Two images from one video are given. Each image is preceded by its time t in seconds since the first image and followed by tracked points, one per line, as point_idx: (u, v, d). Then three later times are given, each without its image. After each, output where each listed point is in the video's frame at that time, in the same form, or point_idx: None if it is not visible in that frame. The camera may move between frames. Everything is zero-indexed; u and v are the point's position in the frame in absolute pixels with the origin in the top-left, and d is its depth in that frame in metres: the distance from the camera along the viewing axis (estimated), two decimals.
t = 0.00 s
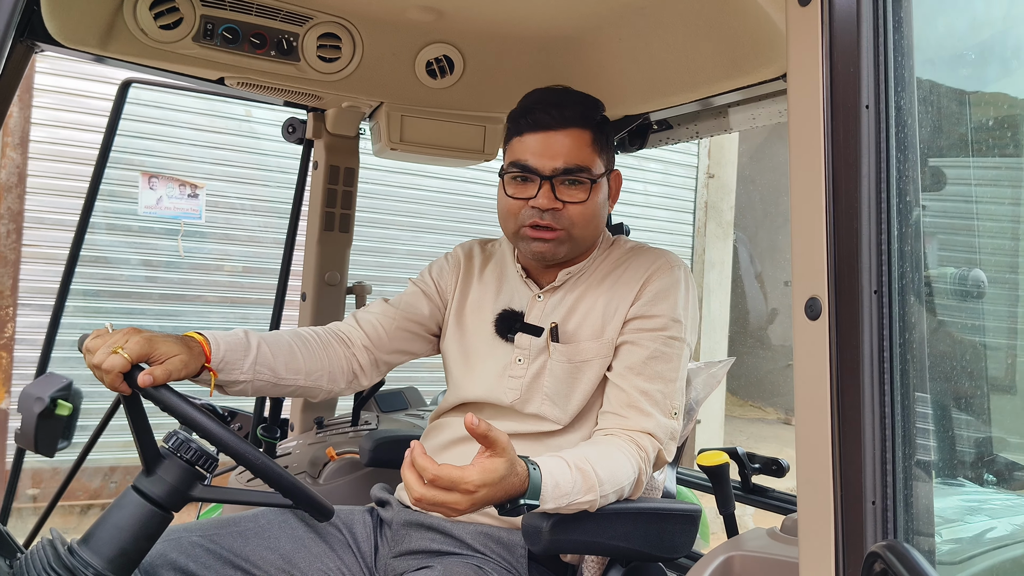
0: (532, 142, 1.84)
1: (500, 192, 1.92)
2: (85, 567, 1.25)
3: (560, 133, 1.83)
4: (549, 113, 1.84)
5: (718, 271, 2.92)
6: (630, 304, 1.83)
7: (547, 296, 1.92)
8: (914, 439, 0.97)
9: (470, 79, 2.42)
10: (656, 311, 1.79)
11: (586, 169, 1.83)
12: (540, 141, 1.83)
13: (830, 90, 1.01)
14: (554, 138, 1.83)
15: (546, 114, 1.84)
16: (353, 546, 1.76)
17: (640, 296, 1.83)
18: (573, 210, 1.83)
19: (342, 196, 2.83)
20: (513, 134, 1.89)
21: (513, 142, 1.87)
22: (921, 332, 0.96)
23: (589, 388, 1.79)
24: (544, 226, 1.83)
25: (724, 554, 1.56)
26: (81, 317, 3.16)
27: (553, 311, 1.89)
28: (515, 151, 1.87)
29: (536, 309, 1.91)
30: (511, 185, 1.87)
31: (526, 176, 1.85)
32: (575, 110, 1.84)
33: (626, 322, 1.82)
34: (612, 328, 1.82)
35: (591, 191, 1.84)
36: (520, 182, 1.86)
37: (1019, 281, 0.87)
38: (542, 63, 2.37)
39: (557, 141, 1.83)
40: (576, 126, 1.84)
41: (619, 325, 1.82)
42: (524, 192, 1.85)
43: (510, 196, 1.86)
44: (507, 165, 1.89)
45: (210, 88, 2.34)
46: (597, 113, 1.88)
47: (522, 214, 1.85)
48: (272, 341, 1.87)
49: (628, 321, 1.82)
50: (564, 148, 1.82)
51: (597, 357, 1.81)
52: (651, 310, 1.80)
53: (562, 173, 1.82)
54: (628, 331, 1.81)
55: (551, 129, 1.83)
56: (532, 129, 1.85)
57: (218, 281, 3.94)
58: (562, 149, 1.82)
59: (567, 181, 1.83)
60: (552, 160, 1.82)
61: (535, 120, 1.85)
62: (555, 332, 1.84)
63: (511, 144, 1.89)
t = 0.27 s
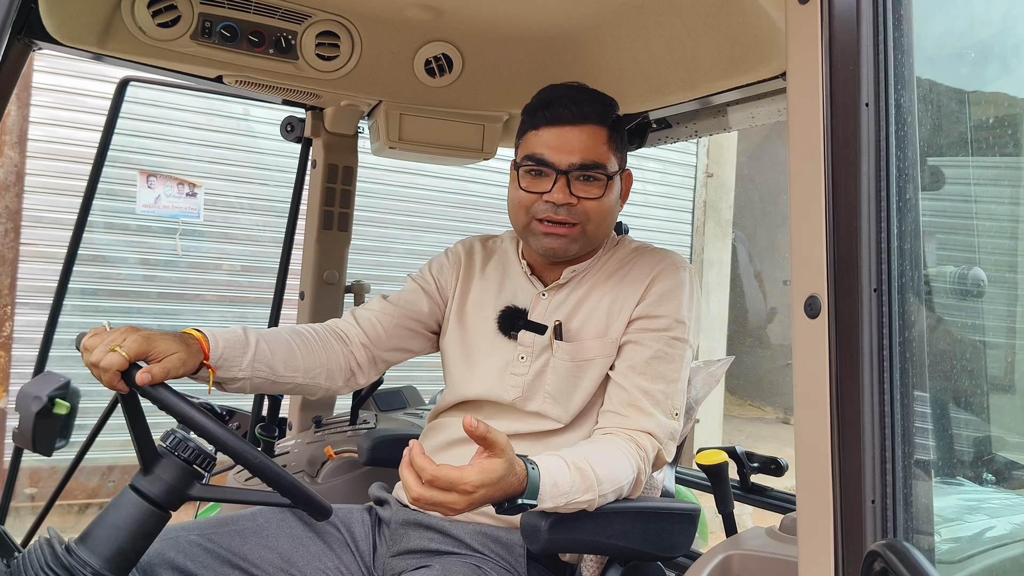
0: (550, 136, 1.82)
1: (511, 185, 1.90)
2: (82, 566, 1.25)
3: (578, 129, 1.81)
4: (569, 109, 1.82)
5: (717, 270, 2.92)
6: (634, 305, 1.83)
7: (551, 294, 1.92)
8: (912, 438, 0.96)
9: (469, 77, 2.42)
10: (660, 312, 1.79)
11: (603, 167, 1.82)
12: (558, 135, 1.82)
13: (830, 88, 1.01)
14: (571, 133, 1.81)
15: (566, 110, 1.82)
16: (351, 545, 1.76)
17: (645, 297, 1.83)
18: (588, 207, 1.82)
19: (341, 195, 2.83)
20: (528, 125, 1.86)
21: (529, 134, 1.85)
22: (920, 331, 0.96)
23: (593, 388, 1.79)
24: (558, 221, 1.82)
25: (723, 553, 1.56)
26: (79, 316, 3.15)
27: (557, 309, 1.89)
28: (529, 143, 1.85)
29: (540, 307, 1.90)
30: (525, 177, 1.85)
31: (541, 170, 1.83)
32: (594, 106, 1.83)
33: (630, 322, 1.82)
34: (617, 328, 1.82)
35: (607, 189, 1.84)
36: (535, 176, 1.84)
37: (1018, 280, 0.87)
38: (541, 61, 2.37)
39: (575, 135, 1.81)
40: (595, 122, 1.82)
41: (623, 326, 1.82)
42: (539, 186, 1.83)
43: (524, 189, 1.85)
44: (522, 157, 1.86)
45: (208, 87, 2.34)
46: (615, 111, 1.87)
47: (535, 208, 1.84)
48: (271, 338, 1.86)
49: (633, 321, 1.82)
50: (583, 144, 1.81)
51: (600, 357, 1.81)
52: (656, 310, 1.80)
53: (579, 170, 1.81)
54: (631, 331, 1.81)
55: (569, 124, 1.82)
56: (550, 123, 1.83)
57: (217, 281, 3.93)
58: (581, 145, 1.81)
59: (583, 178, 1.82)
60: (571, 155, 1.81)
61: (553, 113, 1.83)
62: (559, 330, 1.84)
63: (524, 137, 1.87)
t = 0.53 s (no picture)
0: (551, 148, 1.77)
1: (511, 192, 1.87)
2: (79, 565, 1.25)
3: (580, 140, 1.76)
4: (571, 120, 1.76)
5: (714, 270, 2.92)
6: (637, 305, 1.84)
7: (551, 297, 1.91)
8: (909, 438, 0.96)
9: (467, 77, 2.42)
10: (662, 312, 1.80)
11: (605, 178, 1.78)
12: (558, 147, 1.77)
13: (827, 89, 1.01)
14: (572, 145, 1.76)
15: (568, 121, 1.76)
16: (348, 545, 1.76)
17: (647, 297, 1.84)
18: (588, 220, 1.79)
19: (338, 194, 2.83)
20: (528, 134, 1.82)
21: (528, 144, 1.81)
22: (916, 331, 0.96)
23: (595, 388, 1.81)
24: (558, 235, 1.80)
25: (720, 552, 1.56)
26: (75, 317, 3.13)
27: (557, 312, 1.88)
28: (529, 152, 1.80)
29: (540, 310, 1.89)
30: (525, 188, 1.81)
31: (541, 182, 1.79)
32: (596, 117, 1.77)
33: (633, 322, 1.83)
34: (619, 328, 1.83)
35: (608, 200, 1.80)
36: (534, 186, 1.80)
37: (1014, 281, 0.88)
38: (538, 62, 2.37)
39: (576, 148, 1.76)
40: (597, 133, 1.77)
41: (626, 325, 1.83)
42: (539, 198, 1.80)
43: (524, 200, 1.82)
44: (521, 166, 1.82)
45: (205, 86, 2.33)
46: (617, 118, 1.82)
47: (534, 220, 1.81)
48: (266, 344, 1.86)
49: (635, 321, 1.83)
50: (585, 156, 1.76)
51: (603, 358, 1.82)
52: (658, 310, 1.81)
53: (580, 183, 1.77)
54: (633, 331, 1.82)
55: (570, 136, 1.76)
56: (551, 134, 1.78)
57: (214, 280, 3.93)
58: (583, 157, 1.76)
59: (584, 190, 1.78)
60: (572, 167, 1.76)
61: (554, 123, 1.77)
62: (560, 332, 1.84)
63: (524, 145, 1.83)
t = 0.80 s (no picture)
0: (544, 143, 1.77)
1: (504, 190, 1.87)
2: (76, 565, 1.24)
3: (574, 135, 1.76)
4: (564, 114, 1.77)
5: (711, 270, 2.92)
6: (634, 302, 1.83)
7: (547, 297, 1.90)
8: (907, 438, 0.96)
9: (465, 77, 2.41)
10: (660, 309, 1.80)
11: (598, 174, 1.77)
12: (551, 143, 1.76)
13: (825, 87, 1.01)
14: (565, 139, 1.76)
15: (561, 115, 1.76)
16: (346, 545, 1.75)
17: (644, 294, 1.84)
18: (582, 217, 1.79)
19: (335, 193, 2.82)
20: (521, 129, 1.81)
21: (521, 140, 1.80)
22: (914, 331, 0.95)
23: (591, 392, 1.81)
24: (551, 232, 1.79)
25: (718, 551, 1.56)
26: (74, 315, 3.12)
27: (553, 312, 1.88)
28: (522, 149, 1.80)
29: (536, 310, 1.89)
30: (518, 185, 1.81)
31: (534, 178, 1.79)
32: (590, 112, 1.77)
33: (630, 320, 1.83)
34: (616, 327, 1.83)
35: (601, 196, 1.80)
36: (528, 183, 1.80)
37: (1011, 281, 0.89)
38: (537, 61, 2.37)
39: (570, 143, 1.76)
40: (591, 128, 1.77)
41: (623, 324, 1.83)
42: (532, 194, 1.79)
43: (517, 197, 1.81)
44: (513, 163, 1.82)
45: (203, 84, 2.33)
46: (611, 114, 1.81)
47: (527, 217, 1.81)
48: (261, 350, 1.86)
49: (633, 319, 1.83)
50: (579, 151, 1.76)
51: (601, 357, 1.82)
52: (655, 308, 1.81)
53: (574, 179, 1.77)
54: (631, 329, 1.82)
55: (563, 130, 1.76)
56: (544, 130, 1.78)
57: (211, 279, 3.92)
58: (576, 152, 1.76)
59: (577, 186, 1.78)
60: (565, 162, 1.76)
61: (547, 118, 1.77)
62: (557, 334, 1.83)
63: (517, 142, 1.82)
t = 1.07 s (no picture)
0: (540, 144, 1.77)
1: (500, 190, 1.87)
2: (72, 564, 1.24)
3: (569, 135, 1.76)
4: (559, 114, 1.76)
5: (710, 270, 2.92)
6: (630, 300, 1.83)
7: (544, 296, 1.90)
8: (905, 437, 0.96)
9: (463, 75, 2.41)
10: (656, 308, 1.80)
11: (594, 174, 1.77)
12: (547, 143, 1.76)
13: (824, 86, 1.01)
14: (560, 140, 1.76)
15: (557, 115, 1.76)
16: (343, 544, 1.75)
17: (640, 293, 1.83)
18: (578, 217, 1.79)
19: (333, 192, 2.82)
20: (518, 130, 1.81)
21: (517, 141, 1.80)
22: (912, 330, 0.96)
23: (588, 390, 1.81)
24: (547, 233, 1.79)
25: (715, 550, 1.56)
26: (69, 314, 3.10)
27: (551, 311, 1.88)
28: (517, 149, 1.80)
29: (533, 310, 1.89)
30: (514, 186, 1.81)
31: (530, 178, 1.79)
32: (586, 112, 1.77)
33: (627, 318, 1.83)
34: (613, 325, 1.83)
35: (597, 197, 1.79)
36: (523, 183, 1.80)
37: (1009, 281, 0.88)
38: (535, 59, 2.37)
39: (565, 143, 1.76)
40: (586, 128, 1.77)
41: (620, 322, 1.83)
42: (528, 195, 1.79)
43: (513, 198, 1.81)
44: (509, 164, 1.82)
45: (200, 82, 2.32)
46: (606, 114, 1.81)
47: (523, 218, 1.80)
48: (259, 349, 1.85)
49: (629, 317, 1.83)
50: (574, 152, 1.76)
51: (599, 355, 1.82)
52: (651, 306, 1.81)
53: (569, 179, 1.77)
54: (628, 328, 1.82)
55: (558, 131, 1.76)
56: (540, 130, 1.77)
57: (208, 278, 3.92)
58: (572, 152, 1.75)
59: (573, 187, 1.78)
60: (560, 163, 1.76)
61: (543, 119, 1.77)
62: (554, 333, 1.83)
63: (513, 142, 1.82)
